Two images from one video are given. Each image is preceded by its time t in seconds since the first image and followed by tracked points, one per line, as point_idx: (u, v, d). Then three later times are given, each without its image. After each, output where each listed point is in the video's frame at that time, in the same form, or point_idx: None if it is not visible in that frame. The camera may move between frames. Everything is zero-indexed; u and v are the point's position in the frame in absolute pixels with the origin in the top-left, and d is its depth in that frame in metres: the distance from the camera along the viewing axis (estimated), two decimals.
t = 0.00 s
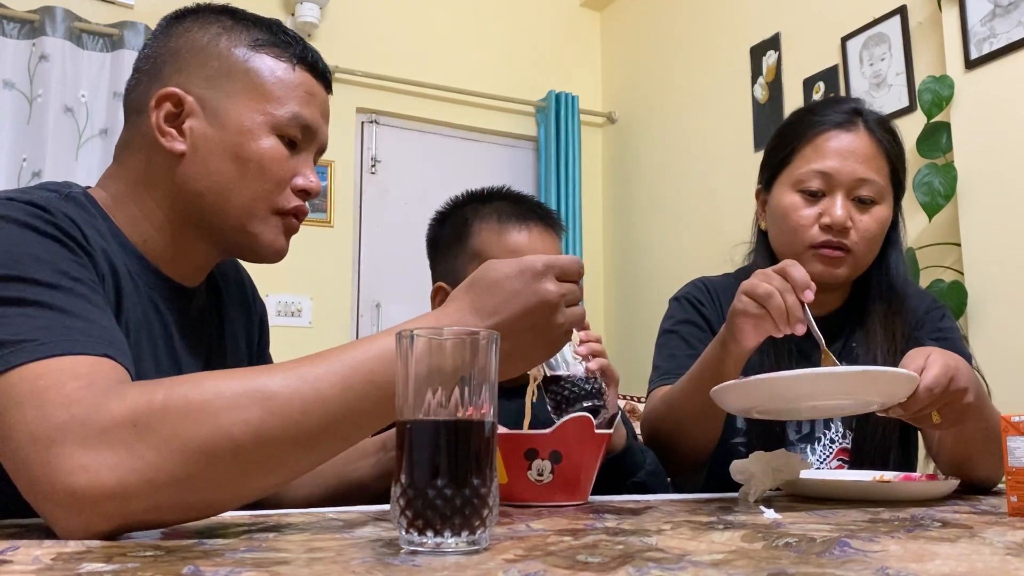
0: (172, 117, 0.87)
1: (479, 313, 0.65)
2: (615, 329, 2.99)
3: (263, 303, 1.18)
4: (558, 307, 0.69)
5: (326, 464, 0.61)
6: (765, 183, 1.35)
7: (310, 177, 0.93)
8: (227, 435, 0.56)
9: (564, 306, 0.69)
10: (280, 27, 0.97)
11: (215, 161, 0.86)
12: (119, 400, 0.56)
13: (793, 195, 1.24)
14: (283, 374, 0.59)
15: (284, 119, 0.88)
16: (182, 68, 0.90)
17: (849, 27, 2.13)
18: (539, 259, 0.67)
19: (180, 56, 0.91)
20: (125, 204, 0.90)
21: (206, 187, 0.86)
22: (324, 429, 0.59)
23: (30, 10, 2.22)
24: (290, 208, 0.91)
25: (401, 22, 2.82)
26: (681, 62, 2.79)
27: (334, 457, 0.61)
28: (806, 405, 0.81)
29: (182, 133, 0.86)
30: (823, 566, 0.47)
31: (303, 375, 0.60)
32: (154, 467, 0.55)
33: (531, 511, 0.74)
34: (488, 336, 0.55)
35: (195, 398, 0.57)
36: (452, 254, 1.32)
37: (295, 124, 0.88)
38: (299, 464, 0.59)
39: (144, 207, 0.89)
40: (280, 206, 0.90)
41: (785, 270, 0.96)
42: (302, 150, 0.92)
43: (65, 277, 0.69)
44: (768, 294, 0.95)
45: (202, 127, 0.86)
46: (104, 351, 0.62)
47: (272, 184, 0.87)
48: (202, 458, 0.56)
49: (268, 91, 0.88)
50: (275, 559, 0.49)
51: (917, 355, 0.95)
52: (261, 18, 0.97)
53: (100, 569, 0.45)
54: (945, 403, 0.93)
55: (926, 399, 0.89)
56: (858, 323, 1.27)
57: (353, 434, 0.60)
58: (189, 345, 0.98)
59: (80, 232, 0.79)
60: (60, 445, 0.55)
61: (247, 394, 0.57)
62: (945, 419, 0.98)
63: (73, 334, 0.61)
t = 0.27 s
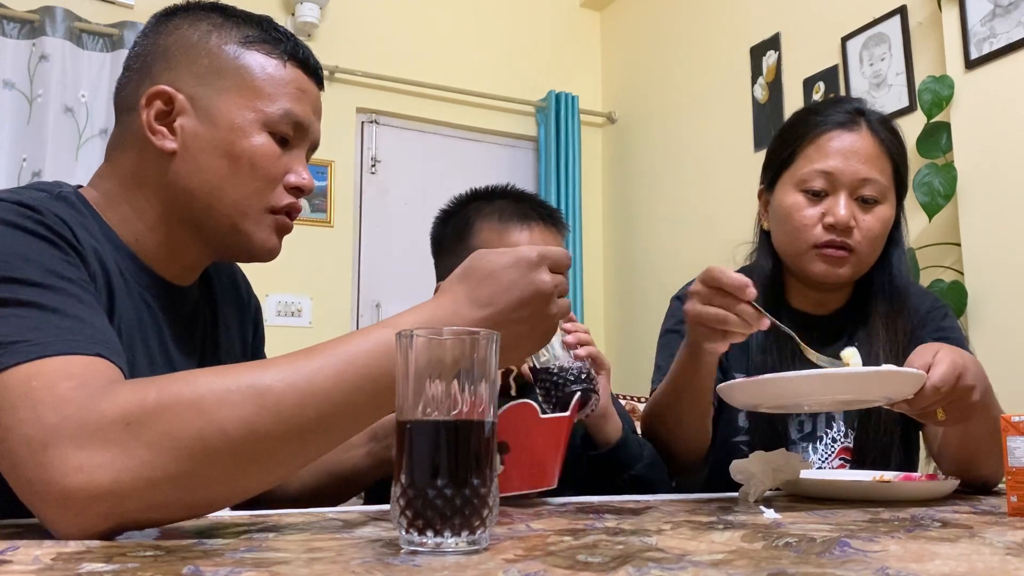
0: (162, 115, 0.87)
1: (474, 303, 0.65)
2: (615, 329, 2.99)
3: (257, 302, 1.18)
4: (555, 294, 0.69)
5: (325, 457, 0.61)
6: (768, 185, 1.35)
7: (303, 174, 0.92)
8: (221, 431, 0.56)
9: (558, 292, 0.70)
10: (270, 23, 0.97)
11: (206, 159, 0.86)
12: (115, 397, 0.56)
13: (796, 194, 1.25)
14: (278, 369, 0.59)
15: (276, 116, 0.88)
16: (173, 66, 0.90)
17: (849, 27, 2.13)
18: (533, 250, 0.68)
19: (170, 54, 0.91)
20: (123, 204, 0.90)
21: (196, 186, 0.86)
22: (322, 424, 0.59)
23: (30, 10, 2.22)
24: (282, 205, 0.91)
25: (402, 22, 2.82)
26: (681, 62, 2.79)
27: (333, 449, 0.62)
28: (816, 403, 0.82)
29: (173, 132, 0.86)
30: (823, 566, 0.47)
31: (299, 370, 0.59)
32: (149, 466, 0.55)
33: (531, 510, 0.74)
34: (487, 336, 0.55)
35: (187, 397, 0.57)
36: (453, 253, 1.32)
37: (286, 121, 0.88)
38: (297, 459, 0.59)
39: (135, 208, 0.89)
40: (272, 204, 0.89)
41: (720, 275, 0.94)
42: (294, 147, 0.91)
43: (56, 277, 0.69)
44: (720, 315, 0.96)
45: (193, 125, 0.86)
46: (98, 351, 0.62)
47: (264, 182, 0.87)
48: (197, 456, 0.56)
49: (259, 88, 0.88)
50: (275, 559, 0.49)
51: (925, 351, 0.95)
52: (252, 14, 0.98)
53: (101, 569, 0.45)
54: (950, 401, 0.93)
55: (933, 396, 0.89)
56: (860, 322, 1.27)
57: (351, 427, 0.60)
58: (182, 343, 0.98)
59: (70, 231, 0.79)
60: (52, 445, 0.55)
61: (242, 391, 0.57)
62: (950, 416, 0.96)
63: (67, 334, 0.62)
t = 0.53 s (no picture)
0: (162, 117, 0.87)
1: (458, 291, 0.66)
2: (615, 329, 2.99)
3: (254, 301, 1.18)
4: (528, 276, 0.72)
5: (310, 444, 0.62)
6: (763, 188, 1.36)
7: (304, 179, 0.92)
8: (202, 426, 0.56)
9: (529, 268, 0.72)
10: (274, 27, 0.97)
11: (206, 162, 0.86)
12: (94, 394, 0.57)
13: (788, 196, 1.25)
14: (257, 363, 0.59)
15: (277, 118, 0.88)
16: (175, 67, 0.90)
17: (849, 27, 2.13)
18: (512, 242, 0.70)
19: (173, 55, 0.91)
20: (123, 205, 0.90)
21: (196, 187, 0.86)
22: (303, 413, 0.59)
23: (30, 10, 2.22)
24: (282, 209, 0.90)
25: (402, 22, 2.82)
26: (681, 62, 2.79)
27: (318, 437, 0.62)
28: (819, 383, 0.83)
29: (173, 133, 0.86)
30: (823, 566, 0.47)
31: (279, 363, 0.60)
32: (131, 464, 0.55)
33: (531, 510, 0.74)
34: (486, 336, 0.55)
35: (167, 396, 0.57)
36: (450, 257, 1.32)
37: (287, 124, 0.89)
38: (281, 448, 0.59)
39: (134, 206, 0.89)
40: (273, 207, 0.89)
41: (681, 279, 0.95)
42: (295, 151, 0.92)
43: (46, 276, 0.70)
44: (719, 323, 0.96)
45: (194, 127, 0.86)
46: (78, 348, 0.62)
47: (264, 185, 0.87)
48: (179, 452, 0.56)
49: (261, 91, 0.88)
50: (275, 559, 0.49)
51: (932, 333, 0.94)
52: (255, 18, 0.98)
53: (101, 568, 0.45)
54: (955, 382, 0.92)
55: (938, 376, 0.88)
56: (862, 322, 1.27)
57: (333, 415, 0.61)
58: (179, 343, 0.98)
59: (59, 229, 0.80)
60: (29, 444, 0.55)
61: (221, 384, 0.58)
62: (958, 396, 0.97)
63: (47, 333, 0.62)
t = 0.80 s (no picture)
0: (172, 120, 0.87)
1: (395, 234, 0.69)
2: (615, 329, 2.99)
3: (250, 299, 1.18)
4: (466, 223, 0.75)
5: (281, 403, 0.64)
6: (756, 190, 1.36)
7: (310, 186, 0.91)
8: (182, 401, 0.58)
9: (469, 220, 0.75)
10: (286, 37, 0.98)
11: (213, 164, 0.85)
12: (67, 388, 0.57)
13: (780, 198, 1.25)
14: (219, 336, 0.61)
15: (286, 125, 0.88)
16: (185, 72, 0.90)
17: (849, 27, 2.13)
18: (442, 182, 0.73)
19: (183, 60, 0.91)
20: (125, 206, 0.90)
21: (200, 191, 0.86)
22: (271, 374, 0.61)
23: (30, 10, 2.22)
24: (285, 215, 0.89)
25: (402, 23, 2.82)
26: (681, 62, 2.79)
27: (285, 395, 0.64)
28: (846, 363, 0.83)
29: (182, 136, 0.86)
30: (823, 566, 0.47)
31: (241, 332, 0.61)
32: (117, 451, 0.56)
33: (531, 511, 0.74)
34: (488, 337, 0.56)
35: (143, 380, 0.57)
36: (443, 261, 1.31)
37: (295, 131, 0.88)
38: (255, 411, 0.62)
39: (136, 208, 0.90)
40: (276, 216, 0.88)
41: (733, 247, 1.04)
42: (302, 159, 0.91)
43: (40, 276, 0.70)
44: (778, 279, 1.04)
45: (202, 131, 0.86)
46: (68, 347, 0.63)
47: (270, 192, 0.87)
48: (165, 432, 0.57)
49: (270, 97, 0.88)
50: (275, 559, 0.49)
51: (956, 318, 0.94)
52: (267, 29, 0.99)
53: (101, 569, 0.45)
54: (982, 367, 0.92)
55: (966, 358, 0.88)
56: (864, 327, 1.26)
57: (296, 372, 0.63)
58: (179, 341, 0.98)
59: (55, 229, 0.80)
60: (17, 448, 0.55)
61: (192, 359, 0.59)
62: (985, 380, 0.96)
63: (38, 331, 0.63)
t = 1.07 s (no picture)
0: (174, 121, 0.87)
1: (344, 205, 0.72)
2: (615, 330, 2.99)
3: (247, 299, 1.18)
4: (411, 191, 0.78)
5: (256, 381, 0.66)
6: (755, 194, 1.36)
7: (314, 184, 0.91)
8: (168, 386, 0.59)
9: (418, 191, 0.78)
10: (281, 35, 0.98)
11: (217, 163, 0.85)
12: (52, 384, 0.57)
13: (779, 200, 1.25)
14: (191, 321, 0.62)
15: (287, 123, 0.88)
16: (184, 73, 0.90)
17: (849, 27, 2.13)
18: (384, 153, 0.76)
19: (182, 61, 0.91)
20: (124, 206, 0.90)
21: (205, 191, 0.86)
22: (246, 351, 0.63)
23: (30, 10, 2.22)
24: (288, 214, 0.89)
25: (402, 23, 2.82)
26: (681, 62, 2.79)
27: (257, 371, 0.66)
28: (871, 355, 0.84)
29: (185, 137, 0.86)
30: (823, 566, 0.47)
31: (213, 315, 0.63)
32: (110, 442, 0.57)
33: (531, 511, 0.74)
34: (488, 337, 0.56)
35: (126, 371, 0.58)
36: (439, 262, 1.31)
37: (297, 128, 0.88)
38: (235, 388, 0.63)
39: (136, 208, 0.90)
40: (281, 212, 0.88)
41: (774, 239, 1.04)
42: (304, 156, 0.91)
43: (37, 277, 0.70)
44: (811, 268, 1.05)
45: (205, 131, 0.86)
46: (63, 345, 0.64)
47: (275, 189, 0.86)
48: (157, 418, 0.58)
49: (270, 95, 0.88)
50: (274, 559, 0.49)
51: (983, 315, 0.93)
52: (262, 27, 0.99)
53: (101, 569, 0.45)
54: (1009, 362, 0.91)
55: (994, 355, 0.88)
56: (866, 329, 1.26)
57: (267, 349, 0.65)
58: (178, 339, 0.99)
59: (52, 228, 0.80)
60: (13, 450, 0.55)
61: (172, 345, 0.60)
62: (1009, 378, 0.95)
63: (33, 329, 0.63)
